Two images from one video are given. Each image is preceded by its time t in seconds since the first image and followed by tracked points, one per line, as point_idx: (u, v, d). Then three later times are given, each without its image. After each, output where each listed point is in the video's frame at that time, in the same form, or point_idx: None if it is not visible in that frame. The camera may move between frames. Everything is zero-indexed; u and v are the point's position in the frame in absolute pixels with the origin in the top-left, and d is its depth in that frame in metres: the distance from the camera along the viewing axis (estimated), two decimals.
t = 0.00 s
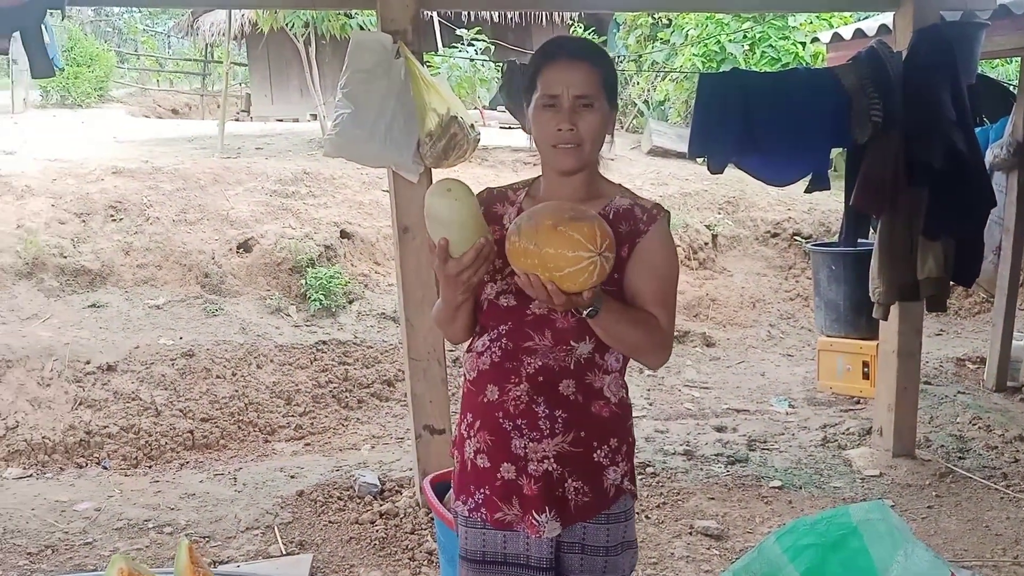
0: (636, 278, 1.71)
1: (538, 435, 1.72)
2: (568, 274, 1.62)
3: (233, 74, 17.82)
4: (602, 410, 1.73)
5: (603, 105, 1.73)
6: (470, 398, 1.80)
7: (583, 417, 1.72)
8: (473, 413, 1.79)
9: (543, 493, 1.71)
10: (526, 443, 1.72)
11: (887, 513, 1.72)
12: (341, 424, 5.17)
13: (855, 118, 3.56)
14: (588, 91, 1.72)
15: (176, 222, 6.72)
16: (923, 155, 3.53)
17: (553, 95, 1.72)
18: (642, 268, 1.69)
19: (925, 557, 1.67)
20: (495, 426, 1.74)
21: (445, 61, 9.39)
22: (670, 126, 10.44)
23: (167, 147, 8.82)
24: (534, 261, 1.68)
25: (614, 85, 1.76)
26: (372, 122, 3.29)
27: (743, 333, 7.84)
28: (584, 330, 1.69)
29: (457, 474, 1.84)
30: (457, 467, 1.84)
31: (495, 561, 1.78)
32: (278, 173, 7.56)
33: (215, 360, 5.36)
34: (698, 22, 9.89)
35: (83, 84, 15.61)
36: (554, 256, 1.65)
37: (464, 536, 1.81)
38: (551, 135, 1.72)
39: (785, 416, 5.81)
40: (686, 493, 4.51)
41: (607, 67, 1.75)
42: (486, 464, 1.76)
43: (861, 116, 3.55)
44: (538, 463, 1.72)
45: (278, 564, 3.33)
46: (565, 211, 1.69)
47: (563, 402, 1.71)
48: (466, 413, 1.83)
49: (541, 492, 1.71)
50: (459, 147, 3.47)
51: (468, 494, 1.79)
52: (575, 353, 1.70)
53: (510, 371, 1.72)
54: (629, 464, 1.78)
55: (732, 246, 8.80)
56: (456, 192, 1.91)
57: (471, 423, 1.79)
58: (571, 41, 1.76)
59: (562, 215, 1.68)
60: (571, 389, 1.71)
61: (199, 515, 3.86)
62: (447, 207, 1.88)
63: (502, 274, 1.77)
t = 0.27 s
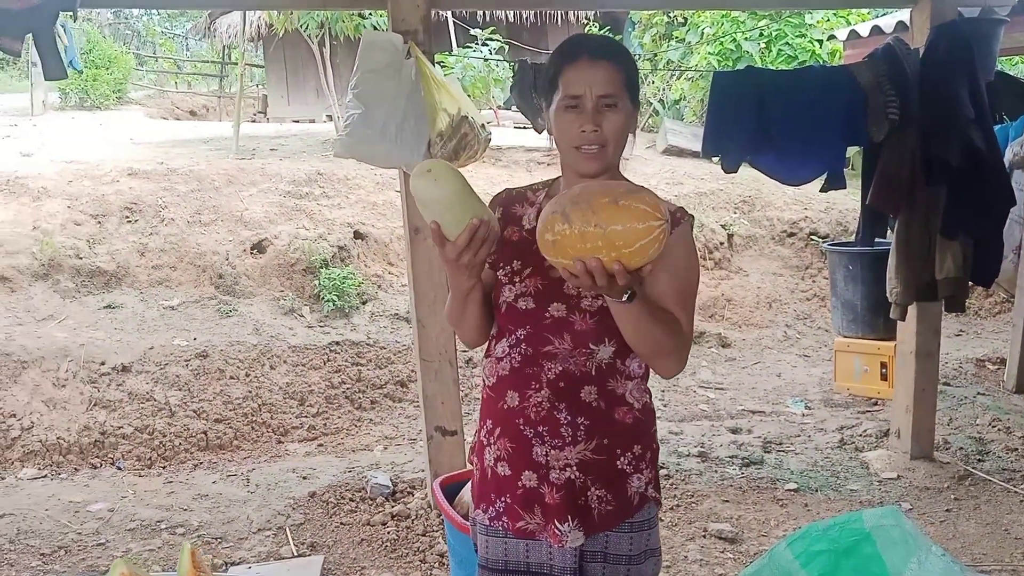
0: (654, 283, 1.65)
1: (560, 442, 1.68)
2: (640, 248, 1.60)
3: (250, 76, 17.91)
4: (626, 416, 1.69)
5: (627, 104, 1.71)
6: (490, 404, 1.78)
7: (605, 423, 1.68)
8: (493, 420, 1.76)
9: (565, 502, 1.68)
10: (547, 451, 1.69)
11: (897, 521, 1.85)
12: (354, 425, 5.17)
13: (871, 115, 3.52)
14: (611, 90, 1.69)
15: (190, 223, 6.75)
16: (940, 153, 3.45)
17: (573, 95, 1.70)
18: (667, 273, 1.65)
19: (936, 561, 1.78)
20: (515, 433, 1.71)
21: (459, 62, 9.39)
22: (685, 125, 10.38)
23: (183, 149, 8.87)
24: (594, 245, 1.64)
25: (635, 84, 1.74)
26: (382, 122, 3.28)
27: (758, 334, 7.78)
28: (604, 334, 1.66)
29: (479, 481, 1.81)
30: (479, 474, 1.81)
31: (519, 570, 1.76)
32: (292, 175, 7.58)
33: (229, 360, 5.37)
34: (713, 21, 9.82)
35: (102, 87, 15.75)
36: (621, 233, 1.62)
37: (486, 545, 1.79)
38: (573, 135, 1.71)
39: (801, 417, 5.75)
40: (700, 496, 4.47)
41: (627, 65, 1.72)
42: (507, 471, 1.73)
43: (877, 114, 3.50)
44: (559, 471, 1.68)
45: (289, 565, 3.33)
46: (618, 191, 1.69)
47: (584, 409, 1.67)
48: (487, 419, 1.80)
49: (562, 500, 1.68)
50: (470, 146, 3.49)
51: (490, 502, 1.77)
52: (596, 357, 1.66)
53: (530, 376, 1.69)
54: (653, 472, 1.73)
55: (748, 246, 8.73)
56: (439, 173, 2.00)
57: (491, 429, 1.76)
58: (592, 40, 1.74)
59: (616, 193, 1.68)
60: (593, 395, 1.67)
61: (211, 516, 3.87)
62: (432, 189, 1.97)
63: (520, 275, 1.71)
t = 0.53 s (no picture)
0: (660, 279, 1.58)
1: (562, 449, 1.66)
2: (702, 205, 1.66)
3: (264, 78, 17.96)
4: (630, 425, 1.65)
5: (638, 101, 1.68)
6: (496, 408, 1.77)
7: (609, 431, 1.65)
8: (498, 424, 1.75)
9: (566, 511, 1.65)
10: (550, 457, 1.67)
11: (906, 528, 1.87)
12: (364, 427, 5.17)
13: (884, 116, 3.48)
14: (622, 87, 1.66)
15: (201, 226, 6.77)
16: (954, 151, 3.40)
17: (582, 93, 1.67)
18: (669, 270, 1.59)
19: (945, 564, 1.79)
20: (518, 439, 1.70)
21: (470, 63, 9.37)
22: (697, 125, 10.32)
23: (195, 151, 8.90)
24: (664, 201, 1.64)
25: (646, 81, 1.71)
26: (388, 123, 3.28)
27: (771, 335, 7.72)
28: (606, 340, 1.62)
29: (485, 485, 1.81)
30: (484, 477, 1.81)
31: None
32: (303, 177, 7.59)
33: (239, 363, 5.37)
34: (726, 20, 9.74)
35: (117, 90, 15.85)
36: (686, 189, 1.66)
37: (489, 549, 1.78)
38: (584, 134, 1.70)
39: (815, 420, 5.70)
40: (711, 499, 4.43)
41: (637, 63, 1.70)
42: (510, 475, 1.72)
43: (890, 114, 3.47)
44: (560, 479, 1.66)
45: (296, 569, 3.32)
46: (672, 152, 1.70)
47: (588, 416, 1.65)
48: (494, 422, 1.79)
49: (563, 509, 1.66)
50: (476, 148, 3.49)
51: (494, 506, 1.76)
52: (599, 364, 1.63)
53: (534, 382, 1.67)
54: (659, 483, 1.69)
55: (761, 247, 8.66)
56: (425, 173, 1.98)
57: (496, 433, 1.75)
58: (602, 37, 1.72)
59: (674, 151, 1.69)
60: (596, 403, 1.64)
61: (220, 519, 3.87)
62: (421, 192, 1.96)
63: (527, 276, 1.68)
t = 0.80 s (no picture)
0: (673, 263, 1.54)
1: (563, 454, 1.64)
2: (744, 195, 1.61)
3: (274, 81, 18.02)
4: (633, 431, 1.63)
5: (648, 102, 1.67)
6: (499, 411, 1.76)
7: (610, 437, 1.63)
8: (501, 428, 1.74)
9: (567, 516, 1.64)
10: (551, 462, 1.66)
11: (911, 537, 1.88)
12: (372, 430, 5.17)
13: (894, 116, 3.45)
14: (632, 88, 1.64)
15: (210, 229, 6.79)
16: (965, 152, 3.30)
17: (591, 94, 1.65)
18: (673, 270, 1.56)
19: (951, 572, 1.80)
20: (520, 443, 1.69)
21: (479, 64, 9.36)
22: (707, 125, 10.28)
23: (205, 155, 8.93)
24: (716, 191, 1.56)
25: (654, 83, 1.70)
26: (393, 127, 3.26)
27: (782, 337, 7.67)
28: (607, 344, 1.60)
29: (488, 488, 1.80)
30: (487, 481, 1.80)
31: None
32: (312, 179, 7.60)
33: (247, 366, 5.37)
34: (735, 19, 9.68)
35: (129, 94, 15.95)
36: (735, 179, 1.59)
37: (492, 553, 1.77)
38: (594, 137, 1.66)
39: (825, 422, 5.65)
40: (720, 503, 4.40)
41: (647, 65, 1.67)
42: (512, 480, 1.71)
43: (900, 115, 3.44)
44: (560, 485, 1.65)
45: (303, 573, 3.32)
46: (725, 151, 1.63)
47: (588, 422, 1.63)
48: (497, 426, 1.78)
49: (563, 515, 1.64)
50: (481, 151, 3.38)
51: (496, 511, 1.75)
52: (600, 368, 1.61)
53: (536, 386, 1.66)
54: (662, 489, 1.67)
55: (772, 248, 8.61)
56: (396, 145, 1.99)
57: (498, 436, 1.74)
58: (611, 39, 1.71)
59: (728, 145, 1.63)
60: (598, 408, 1.62)
61: (227, 522, 3.87)
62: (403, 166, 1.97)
63: (531, 277, 1.67)
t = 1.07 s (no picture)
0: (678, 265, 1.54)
1: (562, 458, 1.64)
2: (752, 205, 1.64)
3: (280, 83, 18.05)
4: (632, 434, 1.62)
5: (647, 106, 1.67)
6: (497, 414, 1.75)
7: (609, 440, 1.62)
8: (499, 431, 1.73)
9: (566, 521, 1.63)
10: (549, 465, 1.65)
11: (913, 540, 1.88)
12: (376, 432, 5.17)
13: (898, 115, 3.40)
14: (630, 90, 1.65)
15: (214, 232, 6.80)
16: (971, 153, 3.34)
17: (590, 97, 1.66)
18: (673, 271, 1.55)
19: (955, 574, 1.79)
20: (518, 447, 1.68)
21: (483, 66, 9.36)
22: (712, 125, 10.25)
23: (209, 158, 8.95)
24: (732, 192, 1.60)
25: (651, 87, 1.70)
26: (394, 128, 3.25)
27: (787, 338, 7.65)
28: (606, 346, 1.59)
29: (487, 492, 1.79)
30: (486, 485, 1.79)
31: None
32: (316, 182, 7.61)
33: (251, 369, 5.37)
34: (740, 19, 9.64)
35: (135, 97, 15.99)
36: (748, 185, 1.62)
37: (491, 557, 1.77)
38: (596, 139, 1.65)
39: (831, 424, 5.63)
40: (725, 504, 4.39)
41: (646, 67, 1.69)
42: (511, 484, 1.70)
43: (903, 114, 3.39)
44: (559, 489, 1.64)
45: None
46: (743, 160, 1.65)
47: (587, 425, 1.62)
48: (496, 430, 1.77)
49: (563, 518, 1.63)
50: (482, 152, 3.41)
51: (495, 515, 1.74)
52: (598, 371, 1.60)
53: (534, 389, 1.65)
54: (661, 493, 1.66)
55: (777, 248, 8.59)
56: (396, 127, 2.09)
57: (496, 440, 1.73)
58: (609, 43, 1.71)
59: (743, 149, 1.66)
60: (596, 411, 1.61)
61: (231, 525, 3.87)
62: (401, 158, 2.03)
63: (530, 279, 1.67)
